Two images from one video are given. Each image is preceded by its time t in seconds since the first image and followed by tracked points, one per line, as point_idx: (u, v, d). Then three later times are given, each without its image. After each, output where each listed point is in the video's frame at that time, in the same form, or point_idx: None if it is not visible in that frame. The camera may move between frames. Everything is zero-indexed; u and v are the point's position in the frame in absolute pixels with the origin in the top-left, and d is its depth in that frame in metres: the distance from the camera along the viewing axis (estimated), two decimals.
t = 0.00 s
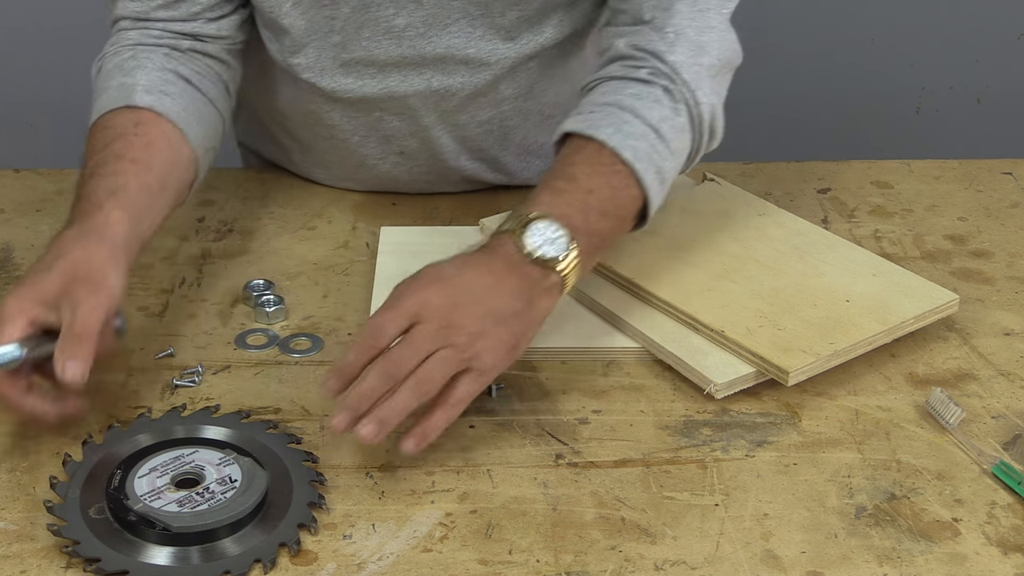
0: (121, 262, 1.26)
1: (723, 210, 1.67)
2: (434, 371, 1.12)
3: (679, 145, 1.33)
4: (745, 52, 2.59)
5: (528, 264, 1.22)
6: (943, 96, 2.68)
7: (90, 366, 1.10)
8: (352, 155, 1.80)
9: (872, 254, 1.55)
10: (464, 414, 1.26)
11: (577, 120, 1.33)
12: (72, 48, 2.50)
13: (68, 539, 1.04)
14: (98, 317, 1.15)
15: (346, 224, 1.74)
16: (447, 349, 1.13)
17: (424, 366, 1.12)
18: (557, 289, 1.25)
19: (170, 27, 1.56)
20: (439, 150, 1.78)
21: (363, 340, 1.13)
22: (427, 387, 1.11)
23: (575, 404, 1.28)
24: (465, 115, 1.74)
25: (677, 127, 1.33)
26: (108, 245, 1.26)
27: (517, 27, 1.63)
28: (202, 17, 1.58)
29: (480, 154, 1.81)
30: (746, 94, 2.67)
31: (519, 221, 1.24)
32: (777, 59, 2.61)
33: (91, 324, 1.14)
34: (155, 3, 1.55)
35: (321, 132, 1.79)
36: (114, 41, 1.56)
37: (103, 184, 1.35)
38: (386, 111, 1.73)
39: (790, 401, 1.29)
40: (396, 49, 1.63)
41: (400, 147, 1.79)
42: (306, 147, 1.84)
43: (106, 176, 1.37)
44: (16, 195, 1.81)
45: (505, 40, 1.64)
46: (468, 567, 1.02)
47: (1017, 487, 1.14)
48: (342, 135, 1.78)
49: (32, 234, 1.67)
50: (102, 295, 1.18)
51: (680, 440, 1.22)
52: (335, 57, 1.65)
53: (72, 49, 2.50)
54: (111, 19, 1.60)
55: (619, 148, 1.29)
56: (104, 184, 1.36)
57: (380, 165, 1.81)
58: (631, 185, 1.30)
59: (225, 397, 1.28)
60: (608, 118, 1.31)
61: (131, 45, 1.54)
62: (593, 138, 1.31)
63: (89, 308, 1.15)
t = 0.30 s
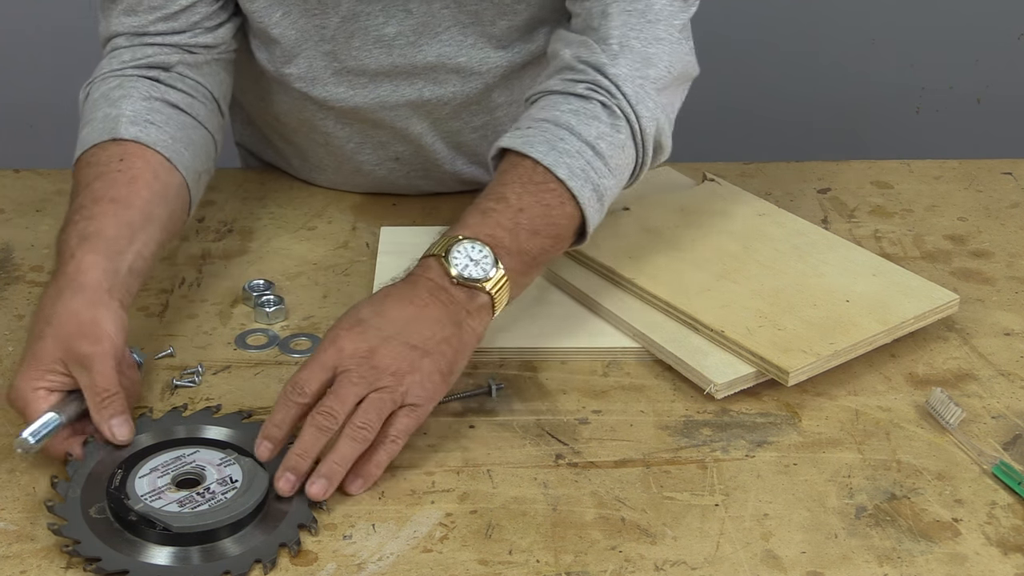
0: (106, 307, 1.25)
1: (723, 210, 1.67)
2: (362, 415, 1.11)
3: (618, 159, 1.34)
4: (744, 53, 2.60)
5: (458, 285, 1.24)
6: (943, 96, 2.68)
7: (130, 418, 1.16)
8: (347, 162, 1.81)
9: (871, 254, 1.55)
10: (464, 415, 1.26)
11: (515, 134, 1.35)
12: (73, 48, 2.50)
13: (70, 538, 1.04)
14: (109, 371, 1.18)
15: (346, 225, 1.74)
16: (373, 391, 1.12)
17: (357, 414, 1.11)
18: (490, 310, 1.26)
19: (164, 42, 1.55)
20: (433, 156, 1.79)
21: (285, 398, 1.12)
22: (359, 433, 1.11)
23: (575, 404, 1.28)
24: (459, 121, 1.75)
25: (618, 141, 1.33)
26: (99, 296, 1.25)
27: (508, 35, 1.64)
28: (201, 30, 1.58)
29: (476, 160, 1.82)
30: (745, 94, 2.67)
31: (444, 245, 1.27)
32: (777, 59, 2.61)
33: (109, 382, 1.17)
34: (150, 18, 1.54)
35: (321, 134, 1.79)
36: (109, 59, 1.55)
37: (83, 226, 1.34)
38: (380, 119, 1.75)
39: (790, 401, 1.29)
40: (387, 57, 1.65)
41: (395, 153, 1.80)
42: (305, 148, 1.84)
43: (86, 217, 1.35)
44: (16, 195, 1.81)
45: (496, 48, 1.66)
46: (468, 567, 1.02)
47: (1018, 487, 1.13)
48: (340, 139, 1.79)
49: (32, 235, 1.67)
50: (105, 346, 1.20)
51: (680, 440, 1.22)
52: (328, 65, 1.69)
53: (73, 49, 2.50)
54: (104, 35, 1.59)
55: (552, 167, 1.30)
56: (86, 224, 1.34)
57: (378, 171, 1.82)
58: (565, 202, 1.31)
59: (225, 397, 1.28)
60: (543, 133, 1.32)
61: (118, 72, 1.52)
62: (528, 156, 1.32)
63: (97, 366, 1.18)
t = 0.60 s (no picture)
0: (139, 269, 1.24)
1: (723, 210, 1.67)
2: (401, 353, 1.11)
3: (654, 163, 1.34)
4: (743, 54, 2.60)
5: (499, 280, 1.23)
6: (943, 96, 2.68)
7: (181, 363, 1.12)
8: (347, 167, 1.81)
9: (871, 255, 1.55)
10: (464, 414, 1.26)
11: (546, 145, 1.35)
12: (72, 48, 2.50)
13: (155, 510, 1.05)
14: (153, 323, 1.16)
15: (346, 225, 1.74)
16: (412, 330, 1.13)
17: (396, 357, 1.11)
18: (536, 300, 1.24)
19: (161, 45, 1.55)
20: (434, 161, 1.80)
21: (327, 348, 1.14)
22: (395, 370, 1.10)
23: (575, 404, 1.28)
24: (460, 127, 1.76)
25: (649, 143, 1.33)
26: (125, 259, 1.25)
27: (509, 41, 1.65)
28: (198, 33, 1.58)
29: (477, 165, 1.82)
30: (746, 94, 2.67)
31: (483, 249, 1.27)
32: (777, 59, 2.61)
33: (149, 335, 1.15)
34: (147, 23, 1.54)
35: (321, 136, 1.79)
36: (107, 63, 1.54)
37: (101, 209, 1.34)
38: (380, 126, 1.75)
39: (790, 401, 1.29)
40: (388, 66, 1.66)
41: (395, 160, 1.80)
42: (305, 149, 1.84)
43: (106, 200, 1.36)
44: (15, 195, 1.81)
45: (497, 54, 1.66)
46: (468, 568, 1.02)
47: (1017, 487, 1.13)
48: (340, 144, 1.79)
49: (32, 235, 1.67)
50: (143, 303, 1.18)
51: (680, 440, 1.22)
52: (329, 73, 1.69)
53: (73, 49, 2.50)
54: (100, 42, 1.58)
55: (586, 169, 1.30)
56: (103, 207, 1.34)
57: (378, 176, 1.82)
58: (601, 200, 1.31)
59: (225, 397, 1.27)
60: (575, 141, 1.32)
61: (120, 72, 1.52)
62: (560, 162, 1.33)
63: (140, 321, 1.16)
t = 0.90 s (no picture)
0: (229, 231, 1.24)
1: (723, 210, 1.67)
2: (517, 310, 1.12)
3: (731, 129, 1.38)
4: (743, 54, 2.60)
5: (599, 237, 1.25)
6: (943, 96, 2.68)
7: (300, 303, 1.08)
8: (353, 167, 1.80)
9: (871, 255, 1.55)
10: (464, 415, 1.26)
11: (625, 118, 1.40)
12: (73, 47, 2.50)
13: (312, 488, 1.05)
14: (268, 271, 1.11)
15: (346, 225, 1.74)
16: (527, 285, 1.13)
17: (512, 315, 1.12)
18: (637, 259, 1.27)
19: (192, 52, 1.56)
20: (442, 164, 1.79)
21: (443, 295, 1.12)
22: (511, 330, 1.10)
23: (575, 404, 1.28)
24: (470, 131, 1.76)
25: (726, 113, 1.38)
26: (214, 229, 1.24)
27: (524, 44, 1.68)
28: (225, 41, 1.61)
29: (485, 169, 1.82)
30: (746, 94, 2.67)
31: (579, 209, 1.29)
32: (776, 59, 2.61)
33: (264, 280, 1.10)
34: (174, 32, 1.56)
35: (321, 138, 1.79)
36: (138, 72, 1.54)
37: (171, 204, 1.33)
38: (390, 129, 1.74)
39: (790, 401, 1.29)
40: (402, 70, 1.66)
41: (403, 163, 1.78)
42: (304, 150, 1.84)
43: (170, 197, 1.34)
44: (15, 195, 1.81)
45: (511, 57, 1.69)
46: (468, 568, 1.02)
47: (1018, 487, 1.13)
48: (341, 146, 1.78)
49: (32, 234, 1.67)
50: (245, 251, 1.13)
51: (681, 441, 1.22)
52: (340, 76, 1.67)
53: (74, 48, 2.50)
54: (122, 56, 1.59)
55: (671, 138, 1.34)
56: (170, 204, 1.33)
57: (383, 177, 1.81)
58: (688, 167, 1.34)
59: (225, 397, 1.28)
60: (656, 112, 1.37)
61: (161, 73, 1.53)
62: (642, 133, 1.36)
63: (251, 269, 1.11)
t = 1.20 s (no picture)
0: (263, 185, 1.13)
1: (724, 210, 1.67)
2: (618, 294, 1.08)
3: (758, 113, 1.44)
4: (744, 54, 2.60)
5: (663, 186, 1.21)
6: (943, 97, 2.68)
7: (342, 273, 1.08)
8: (354, 168, 1.81)
9: (872, 255, 1.55)
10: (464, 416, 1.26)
11: (667, 84, 1.42)
12: (73, 47, 2.50)
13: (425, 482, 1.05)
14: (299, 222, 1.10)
15: (346, 225, 1.74)
16: (634, 271, 1.09)
17: (608, 301, 1.08)
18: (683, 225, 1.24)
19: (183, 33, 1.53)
20: (443, 166, 1.79)
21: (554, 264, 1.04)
22: (607, 318, 1.08)
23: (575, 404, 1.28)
24: (472, 133, 1.76)
25: (759, 99, 1.44)
26: (247, 185, 1.14)
27: (527, 46, 1.69)
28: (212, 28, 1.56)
29: (486, 171, 1.82)
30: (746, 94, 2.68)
31: (646, 151, 1.24)
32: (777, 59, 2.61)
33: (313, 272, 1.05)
34: (164, 16, 1.53)
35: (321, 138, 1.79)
36: (132, 47, 1.51)
37: (192, 161, 1.24)
38: (391, 131, 1.74)
39: (790, 401, 1.29)
40: (404, 70, 1.65)
41: (404, 164, 1.79)
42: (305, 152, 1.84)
43: (189, 152, 1.25)
44: (16, 195, 1.81)
45: (514, 60, 1.69)
46: (468, 568, 1.02)
47: (1018, 487, 1.13)
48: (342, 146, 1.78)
49: (32, 234, 1.67)
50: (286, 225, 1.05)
51: (681, 441, 1.22)
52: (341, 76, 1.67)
53: (74, 48, 2.50)
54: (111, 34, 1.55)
55: (719, 108, 1.37)
56: (192, 162, 1.23)
57: (384, 179, 1.81)
58: (730, 141, 1.37)
59: (225, 397, 1.28)
60: (700, 81, 1.40)
61: (160, 44, 1.50)
62: (690, 97, 1.38)
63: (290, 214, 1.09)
